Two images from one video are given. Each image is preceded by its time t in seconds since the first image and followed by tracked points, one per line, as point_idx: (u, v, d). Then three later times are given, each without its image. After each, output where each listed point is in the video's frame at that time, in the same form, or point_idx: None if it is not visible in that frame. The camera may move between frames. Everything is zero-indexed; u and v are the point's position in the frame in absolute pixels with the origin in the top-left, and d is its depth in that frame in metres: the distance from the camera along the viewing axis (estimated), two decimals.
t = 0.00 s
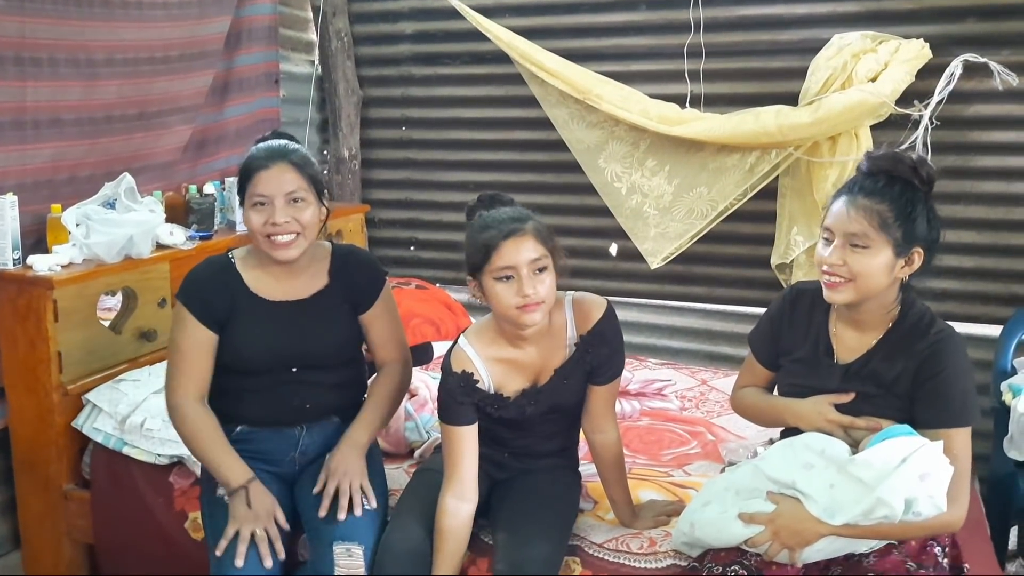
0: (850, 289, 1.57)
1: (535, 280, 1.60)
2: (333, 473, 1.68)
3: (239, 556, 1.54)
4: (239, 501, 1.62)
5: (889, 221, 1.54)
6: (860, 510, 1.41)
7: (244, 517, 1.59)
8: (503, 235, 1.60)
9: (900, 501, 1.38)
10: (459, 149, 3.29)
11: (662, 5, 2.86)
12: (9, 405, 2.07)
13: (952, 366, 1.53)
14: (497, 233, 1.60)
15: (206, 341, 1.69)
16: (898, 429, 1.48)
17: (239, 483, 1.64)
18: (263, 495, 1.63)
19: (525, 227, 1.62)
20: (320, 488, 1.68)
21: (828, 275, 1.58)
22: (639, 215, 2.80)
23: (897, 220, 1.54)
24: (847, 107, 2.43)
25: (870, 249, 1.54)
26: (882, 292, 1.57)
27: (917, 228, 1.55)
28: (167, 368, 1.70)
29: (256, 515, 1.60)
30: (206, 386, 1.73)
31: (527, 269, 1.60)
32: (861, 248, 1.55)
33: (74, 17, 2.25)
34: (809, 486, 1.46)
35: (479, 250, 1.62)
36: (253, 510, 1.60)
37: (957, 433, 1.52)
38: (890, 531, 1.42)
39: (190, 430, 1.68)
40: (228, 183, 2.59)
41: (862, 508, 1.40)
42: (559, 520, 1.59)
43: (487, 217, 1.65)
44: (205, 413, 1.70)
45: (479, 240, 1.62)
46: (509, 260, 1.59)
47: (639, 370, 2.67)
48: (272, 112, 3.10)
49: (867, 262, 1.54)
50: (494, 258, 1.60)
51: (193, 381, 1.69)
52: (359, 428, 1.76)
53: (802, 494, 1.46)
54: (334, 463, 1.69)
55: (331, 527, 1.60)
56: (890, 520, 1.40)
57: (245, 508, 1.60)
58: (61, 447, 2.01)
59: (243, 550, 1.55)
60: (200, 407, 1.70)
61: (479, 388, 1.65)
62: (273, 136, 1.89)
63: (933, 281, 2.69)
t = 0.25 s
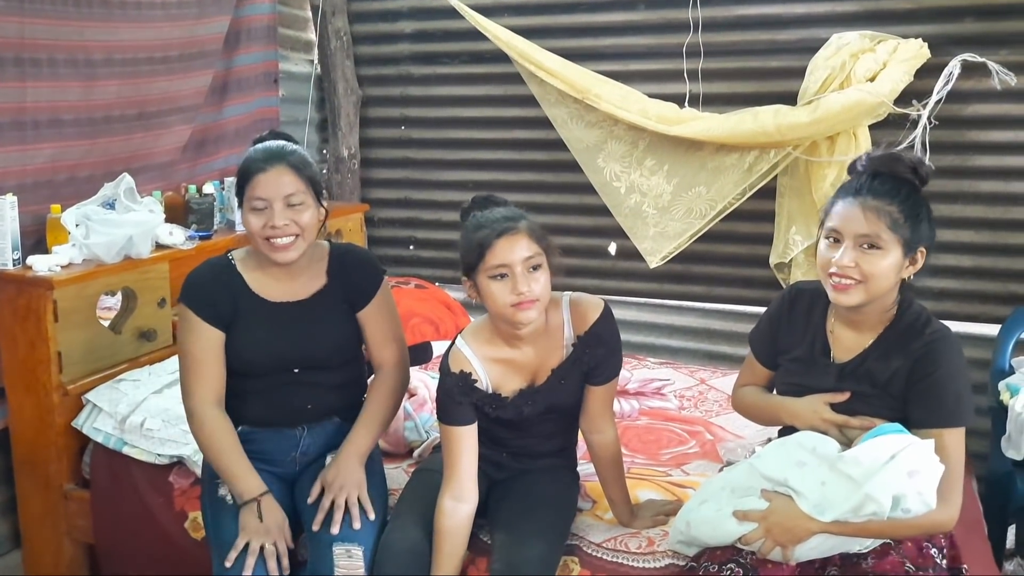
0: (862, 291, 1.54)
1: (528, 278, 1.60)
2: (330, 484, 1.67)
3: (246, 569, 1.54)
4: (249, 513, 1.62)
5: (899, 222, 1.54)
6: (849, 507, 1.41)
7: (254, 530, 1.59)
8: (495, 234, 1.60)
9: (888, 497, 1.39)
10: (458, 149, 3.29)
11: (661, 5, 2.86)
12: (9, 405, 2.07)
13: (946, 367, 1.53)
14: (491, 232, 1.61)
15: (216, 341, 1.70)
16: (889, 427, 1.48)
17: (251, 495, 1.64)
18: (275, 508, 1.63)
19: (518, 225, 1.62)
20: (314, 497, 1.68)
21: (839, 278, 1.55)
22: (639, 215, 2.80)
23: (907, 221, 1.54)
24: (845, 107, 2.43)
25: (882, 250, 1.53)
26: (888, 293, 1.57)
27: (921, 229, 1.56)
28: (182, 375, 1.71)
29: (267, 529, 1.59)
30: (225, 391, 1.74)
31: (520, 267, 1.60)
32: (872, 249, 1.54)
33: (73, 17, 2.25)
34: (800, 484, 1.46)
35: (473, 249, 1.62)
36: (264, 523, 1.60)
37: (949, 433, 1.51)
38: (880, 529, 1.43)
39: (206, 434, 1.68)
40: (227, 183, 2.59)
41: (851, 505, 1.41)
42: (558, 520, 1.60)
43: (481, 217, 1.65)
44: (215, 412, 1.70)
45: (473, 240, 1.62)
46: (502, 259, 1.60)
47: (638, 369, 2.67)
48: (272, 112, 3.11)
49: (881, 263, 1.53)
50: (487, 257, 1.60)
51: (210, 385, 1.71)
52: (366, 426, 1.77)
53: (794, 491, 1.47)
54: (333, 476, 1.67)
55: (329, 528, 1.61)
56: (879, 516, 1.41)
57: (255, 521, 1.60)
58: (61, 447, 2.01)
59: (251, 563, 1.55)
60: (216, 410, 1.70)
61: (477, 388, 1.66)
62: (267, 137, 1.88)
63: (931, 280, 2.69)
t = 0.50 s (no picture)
0: (868, 291, 1.54)
1: (526, 279, 1.61)
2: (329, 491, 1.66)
3: (244, 569, 1.54)
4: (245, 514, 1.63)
5: (901, 221, 1.55)
6: (861, 507, 1.41)
7: (251, 531, 1.59)
8: (491, 237, 1.61)
9: (900, 497, 1.39)
10: (458, 147, 3.30)
11: (661, 4, 2.87)
12: (10, 405, 2.08)
13: (947, 363, 1.54)
14: (486, 235, 1.61)
15: (216, 340, 1.71)
16: (895, 425, 1.48)
17: (247, 495, 1.64)
18: (271, 508, 1.63)
19: (513, 227, 1.62)
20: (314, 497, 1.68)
21: (846, 280, 1.54)
22: (638, 214, 2.81)
23: (908, 220, 1.55)
24: (844, 106, 2.44)
25: (886, 249, 1.54)
26: (890, 293, 1.57)
27: (920, 228, 1.57)
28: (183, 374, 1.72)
29: (262, 529, 1.60)
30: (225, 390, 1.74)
31: (518, 269, 1.61)
32: (876, 250, 1.54)
33: (73, 16, 2.25)
34: (808, 485, 1.46)
35: (468, 252, 1.63)
36: (260, 522, 1.60)
37: (952, 429, 1.52)
38: (891, 528, 1.44)
39: (207, 433, 1.68)
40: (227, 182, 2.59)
41: (863, 505, 1.41)
42: (559, 518, 1.61)
43: (475, 220, 1.65)
44: (215, 411, 1.70)
45: (468, 243, 1.63)
46: (499, 261, 1.60)
47: (637, 368, 2.68)
48: (271, 110, 3.11)
49: (886, 263, 1.53)
50: (484, 260, 1.61)
51: (209, 382, 1.71)
52: (364, 431, 1.77)
53: (802, 492, 1.47)
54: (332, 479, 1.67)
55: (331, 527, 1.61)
56: (891, 516, 1.41)
57: (250, 521, 1.61)
58: (61, 445, 2.02)
59: (248, 563, 1.55)
60: (217, 408, 1.71)
61: (477, 389, 1.66)
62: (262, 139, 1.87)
63: (929, 279, 2.70)
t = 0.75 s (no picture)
0: (869, 292, 1.55)
1: (527, 281, 1.61)
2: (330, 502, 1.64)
3: (245, 570, 1.54)
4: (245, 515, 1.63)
5: (900, 222, 1.55)
6: (862, 509, 1.42)
7: (251, 531, 1.60)
8: (493, 238, 1.61)
9: (902, 498, 1.40)
10: (458, 147, 3.30)
11: (661, 4, 2.87)
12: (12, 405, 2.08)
13: (948, 363, 1.55)
14: (488, 236, 1.62)
15: (218, 337, 1.71)
16: (897, 427, 1.49)
17: (249, 495, 1.65)
18: (272, 509, 1.63)
19: (514, 229, 1.63)
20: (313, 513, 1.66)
21: (847, 282, 1.55)
22: (638, 214, 2.81)
23: (907, 221, 1.55)
24: (844, 106, 2.44)
25: (886, 251, 1.54)
26: (890, 294, 1.58)
27: (919, 228, 1.58)
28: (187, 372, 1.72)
29: (262, 529, 1.60)
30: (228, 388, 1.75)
31: (519, 271, 1.61)
32: (876, 252, 1.54)
33: (75, 17, 2.25)
34: (809, 486, 1.47)
35: (470, 254, 1.63)
36: (260, 522, 1.61)
37: (953, 429, 1.52)
38: (891, 528, 1.45)
39: (208, 430, 1.69)
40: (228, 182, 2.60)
41: (864, 507, 1.42)
42: (558, 518, 1.61)
43: (477, 222, 1.66)
44: (219, 408, 1.71)
45: (470, 244, 1.63)
46: (500, 263, 1.60)
47: (637, 367, 2.68)
48: (272, 110, 3.11)
49: (886, 264, 1.53)
50: (485, 261, 1.61)
51: (213, 381, 1.71)
52: (363, 433, 1.76)
53: (803, 493, 1.47)
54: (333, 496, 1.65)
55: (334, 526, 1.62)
56: (892, 517, 1.42)
57: (251, 521, 1.61)
58: (63, 445, 2.02)
59: (250, 563, 1.55)
60: (220, 406, 1.71)
61: (478, 390, 1.67)
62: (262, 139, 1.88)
63: (928, 278, 2.71)
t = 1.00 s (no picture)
0: (868, 293, 1.55)
1: (533, 275, 1.62)
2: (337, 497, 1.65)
3: (243, 570, 1.55)
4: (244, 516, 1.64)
5: (898, 222, 1.55)
6: (844, 506, 1.42)
7: (249, 531, 1.60)
8: (500, 232, 1.62)
9: (883, 497, 1.39)
10: (459, 147, 3.30)
11: (661, 4, 2.87)
12: (13, 405, 2.08)
13: (942, 366, 1.55)
14: (495, 230, 1.62)
15: (217, 336, 1.71)
16: (886, 428, 1.48)
17: (248, 496, 1.65)
18: (270, 510, 1.63)
19: (522, 222, 1.63)
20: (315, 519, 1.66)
21: (845, 283, 1.55)
22: (638, 214, 2.82)
23: (903, 221, 1.56)
24: (844, 106, 2.44)
25: (884, 251, 1.54)
26: (889, 294, 1.58)
27: (917, 228, 1.58)
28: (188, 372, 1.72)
29: (260, 530, 1.60)
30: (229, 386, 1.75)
31: (525, 265, 1.61)
32: (874, 252, 1.54)
33: (76, 17, 2.26)
34: (796, 483, 1.47)
35: (476, 247, 1.64)
36: (258, 523, 1.61)
37: (945, 432, 1.52)
38: (878, 528, 1.44)
39: (208, 430, 1.69)
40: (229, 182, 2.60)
41: (846, 504, 1.41)
42: (557, 519, 1.62)
43: (484, 216, 1.66)
44: (219, 408, 1.71)
45: (476, 237, 1.64)
46: (507, 256, 1.61)
47: (637, 367, 2.69)
48: (273, 110, 3.12)
49: (884, 264, 1.54)
50: (491, 254, 1.62)
51: (213, 382, 1.71)
52: (365, 432, 1.76)
53: (791, 490, 1.48)
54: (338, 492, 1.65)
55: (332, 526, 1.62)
56: (874, 515, 1.41)
57: (248, 521, 1.62)
58: (64, 446, 2.03)
59: (247, 563, 1.55)
60: (221, 406, 1.71)
61: (478, 382, 1.67)
62: (263, 139, 1.88)
63: (928, 278, 2.71)
